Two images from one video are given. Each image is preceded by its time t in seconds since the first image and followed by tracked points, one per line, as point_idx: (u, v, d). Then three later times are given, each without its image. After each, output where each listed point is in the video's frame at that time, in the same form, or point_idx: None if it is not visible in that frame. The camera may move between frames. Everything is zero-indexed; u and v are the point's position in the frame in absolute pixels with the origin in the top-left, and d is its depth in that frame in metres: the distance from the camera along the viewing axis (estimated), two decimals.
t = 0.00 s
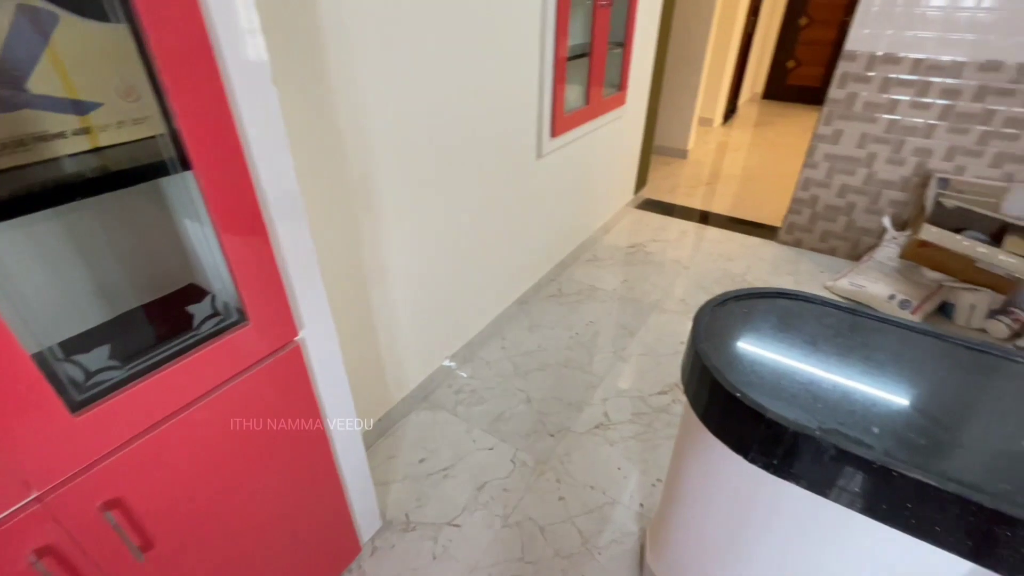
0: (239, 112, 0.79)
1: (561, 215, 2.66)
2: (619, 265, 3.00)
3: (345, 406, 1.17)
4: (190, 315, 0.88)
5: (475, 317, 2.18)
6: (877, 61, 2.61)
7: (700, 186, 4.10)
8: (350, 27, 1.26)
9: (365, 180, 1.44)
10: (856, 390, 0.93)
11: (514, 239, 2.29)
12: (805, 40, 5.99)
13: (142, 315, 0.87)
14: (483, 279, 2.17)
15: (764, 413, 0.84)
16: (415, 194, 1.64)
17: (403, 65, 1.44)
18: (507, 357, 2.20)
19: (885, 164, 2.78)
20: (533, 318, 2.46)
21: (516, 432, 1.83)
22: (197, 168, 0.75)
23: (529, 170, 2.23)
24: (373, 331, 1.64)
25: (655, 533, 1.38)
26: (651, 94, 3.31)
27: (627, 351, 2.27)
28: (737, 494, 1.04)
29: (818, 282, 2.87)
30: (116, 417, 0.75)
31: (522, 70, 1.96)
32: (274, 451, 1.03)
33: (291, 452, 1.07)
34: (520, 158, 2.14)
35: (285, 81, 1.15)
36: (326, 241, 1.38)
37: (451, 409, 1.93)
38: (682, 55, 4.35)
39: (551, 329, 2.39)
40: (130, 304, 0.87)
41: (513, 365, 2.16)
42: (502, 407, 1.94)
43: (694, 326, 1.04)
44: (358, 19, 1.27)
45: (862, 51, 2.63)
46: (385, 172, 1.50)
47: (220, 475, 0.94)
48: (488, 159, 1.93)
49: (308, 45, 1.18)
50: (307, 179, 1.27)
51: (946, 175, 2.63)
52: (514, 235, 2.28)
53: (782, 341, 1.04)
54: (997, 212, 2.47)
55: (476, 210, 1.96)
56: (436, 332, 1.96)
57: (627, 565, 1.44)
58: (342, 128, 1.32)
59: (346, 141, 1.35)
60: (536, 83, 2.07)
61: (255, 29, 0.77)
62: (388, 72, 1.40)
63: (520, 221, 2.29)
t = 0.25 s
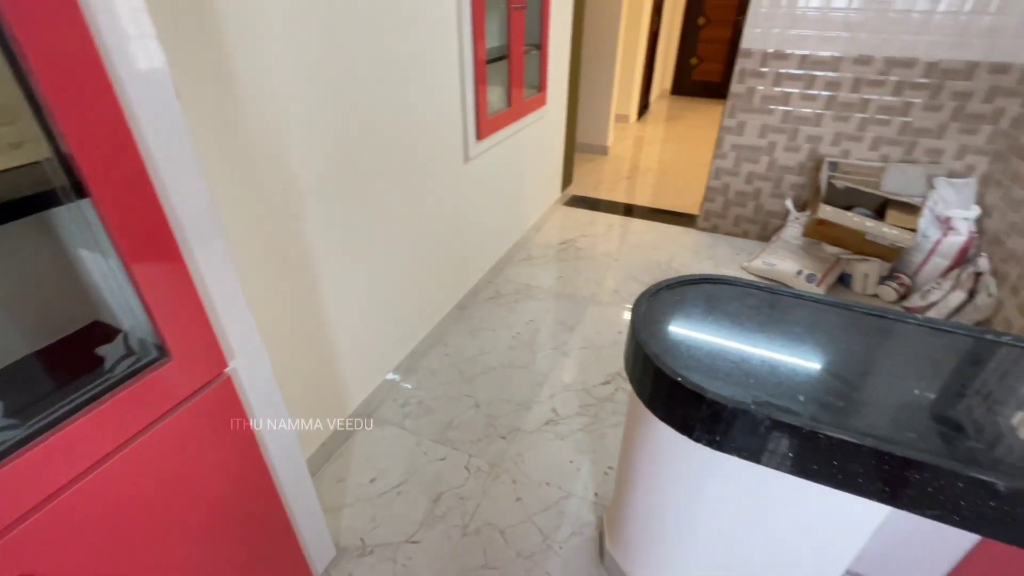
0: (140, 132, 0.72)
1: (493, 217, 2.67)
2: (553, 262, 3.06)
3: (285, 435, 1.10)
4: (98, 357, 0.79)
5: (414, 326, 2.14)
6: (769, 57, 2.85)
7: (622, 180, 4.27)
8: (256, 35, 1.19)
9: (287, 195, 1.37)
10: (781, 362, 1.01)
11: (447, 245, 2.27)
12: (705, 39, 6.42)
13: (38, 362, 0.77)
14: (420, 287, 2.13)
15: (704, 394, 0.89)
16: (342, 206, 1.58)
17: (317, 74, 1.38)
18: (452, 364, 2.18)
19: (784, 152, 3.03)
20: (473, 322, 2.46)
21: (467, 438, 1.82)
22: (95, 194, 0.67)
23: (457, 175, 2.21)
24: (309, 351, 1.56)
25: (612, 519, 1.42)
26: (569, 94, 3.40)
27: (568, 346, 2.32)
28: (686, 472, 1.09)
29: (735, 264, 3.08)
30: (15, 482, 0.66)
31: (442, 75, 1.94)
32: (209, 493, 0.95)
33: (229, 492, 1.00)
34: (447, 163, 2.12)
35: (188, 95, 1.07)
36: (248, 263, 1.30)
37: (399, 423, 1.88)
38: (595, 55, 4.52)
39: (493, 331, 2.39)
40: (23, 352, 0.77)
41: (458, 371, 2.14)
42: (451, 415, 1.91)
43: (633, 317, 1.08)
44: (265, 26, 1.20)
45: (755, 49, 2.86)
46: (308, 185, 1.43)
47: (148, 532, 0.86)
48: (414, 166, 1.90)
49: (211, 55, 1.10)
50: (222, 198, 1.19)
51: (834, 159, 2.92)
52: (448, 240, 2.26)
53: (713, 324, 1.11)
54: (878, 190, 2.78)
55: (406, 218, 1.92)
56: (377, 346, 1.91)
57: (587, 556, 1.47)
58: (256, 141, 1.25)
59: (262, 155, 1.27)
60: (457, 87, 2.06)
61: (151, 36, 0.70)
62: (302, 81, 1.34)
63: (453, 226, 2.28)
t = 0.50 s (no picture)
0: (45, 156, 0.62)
1: (432, 223, 2.63)
2: (495, 264, 3.06)
3: (235, 472, 1.02)
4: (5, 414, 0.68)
5: (361, 341, 2.06)
6: (684, 56, 3.01)
7: (554, 178, 4.35)
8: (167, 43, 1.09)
9: (213, 214, 1.27)
10: (730, 344, 1.06)
11: (388, 254, 2.21)
12: (621, 40, 6.68)
13: None
14: (363, 300, 2.05)
15: (666, 383, 0.92)
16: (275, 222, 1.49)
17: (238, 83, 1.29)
18: (403, 376, 2.12)
19: (703, 145, 3.22)
20: (421, 332, 2.40)
21: (427, 451, 1.78)
22: None
23: (393, 182, 2.16)
24: (250, 379, 1.46)
25: (580, 513, 1.44)
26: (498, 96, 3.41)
27: (519, 347, 2.32)
28: (650, 458, 1.12)
29: (668, 253, 3.23)
30: None
31: (370, 80, 1.88)
32: (152, 547, 0.86)
33: (175, 543, 0.91)
34: (382, 171, 2.06)
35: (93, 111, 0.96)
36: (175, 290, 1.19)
37: (354, 443, 1.80)
38: (519, 57, 4.57)
39: (443, 339, 2.36)
40: None
41: (411, 383, 2.09)
42: (408, 429, 1.86)
43: (589, 314, 1.10)
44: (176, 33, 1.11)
45: (671, 48, 3.01)
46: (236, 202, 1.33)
47: None
48: (348, 175, 1.83)
49: (117, 66, 1.00)
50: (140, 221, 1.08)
51: (749, 150, 3.13)
52: (388, 249, 2.20)
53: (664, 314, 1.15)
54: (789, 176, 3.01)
55: (343, 229, 1.84)
56: (323, 365, 1.82)
57: (559, 553, 1.48)
58: (175, 158, 1.15)
59: (184, 173, 1.17)
60: (386, 92, 2.01)
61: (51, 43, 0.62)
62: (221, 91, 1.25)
63: (392, 234, 2.22)
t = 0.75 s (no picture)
0: None
1: (392, 229, 2.57)
2: (458, 268, 3.01)
3: (190, 508, 0.95)
4: None
5: (323, 356, 1.98)
6: (636, 56, 3.06)
7: (513, 180, 4.34)
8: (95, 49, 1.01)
9: (155, 230, 1.18)
10: (699, 338, 1.07)
11: (348, 264, 2.13)
12: (572, 41, 6.76)
13: None
14: (324, 313, 1.98)
15: (640, 382, 0.91)
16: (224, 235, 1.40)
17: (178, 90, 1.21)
18: (369, 389, 2.06)
19: (658, 143, 3.28)
20: (386, 342, 2.34)
21: (399, 465, 1.72)
22: None
23: (349, 189, 2.09)
24: (205, 404, 1.37)
25: (559, 516, 1.42)
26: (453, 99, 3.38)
27: (487, 352, 2.30)
28: (625, 459, 1.12)
29: (629, 250, 3.28)
30: None
31: (320, 84, 1.81)
32: None
33: None
34: (337, 178, 1.99)
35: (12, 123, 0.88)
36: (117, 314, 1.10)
37: (321, 463, 1.73)
38: (472, 59, 4.54)
39: (409, 348, 2.30)
40: None
41: (378, 395, 2.02)
42: (378, 443, 1.80)
43: (559, 318, 1.08)
44: (104, 37, 1.02)
45: (623, 49, 3.06)
46: (180, 217, 1.25)
47: None
48: (301, 183, 1.75)
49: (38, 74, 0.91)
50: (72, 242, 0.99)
51: (701, 146, 3.22)
52: (348, 259, 2.13)
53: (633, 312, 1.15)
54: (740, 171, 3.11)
55: (298, 240, 1.77)
56: (284, 384, 1.73)
57: (540, 559, 1.46)
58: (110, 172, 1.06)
59: (120, 188, 1.09)
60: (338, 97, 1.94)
61: None
62: (159, 99, 1.16)
63: (351, 243, 2.14)
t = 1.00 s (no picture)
0: None
1: (353, 242, 2.45)
2: (425, 280, 2.91)
3: None
4: None
5: (281, 381, 1.85)
6: (600, 60, 3.03)
7: (480, 186, 4.26)
8: None
9: (73, 261, 1.05)
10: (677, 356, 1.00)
11: (305, 281, 2.01)
12: (535, 44, 6.73)
13: None
14: (280, 336, 1.85)
15: (618, 414, 0.84)
16: (160, 261, 1.28)
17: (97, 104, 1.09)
18: (333, 414, 1.94)
19: (625, 146, 3.26)
20: (349, 362, 2.22)
21: (366, 497, 1.62)
22: None
23: (303, 203, 1.96)
24: (144, 449, 1.24)
25: (537, 545, 1.34)
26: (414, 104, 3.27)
27: (457, 367, 2.20)
28: (605, 488, 1.05)
29: (600, 255, 3.24)
30: None
31: (266, 92, 1.69)
32: None
33: None
34: (290, 191, 1.87)
35: None
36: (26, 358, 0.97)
37: (280, 500, 1.61)
38: (434, 63, 4.43)
39: (375, 367, 2.19)
40: None
41: (342, 421, 1.91)
42: (342, 474, 1.69)
43: (529, 342, 1.01)
44: None
45: (586, 52, 3.02)
46: (104, 245, 1.12)
47: None
48: (248, 199, 1.63)
49: None
50: None
51: (667, 149, 3.21)
52: (305, 276, 2.00)
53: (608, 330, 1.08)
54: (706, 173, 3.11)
55: (248, 260, 1.64)
56: (237, 417, 1.60)
57: None
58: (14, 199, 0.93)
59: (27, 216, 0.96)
60: (288, 104, 1.82)
61: None
62: (73, 114, 1.04)
63: (308, 259, 2.02)
